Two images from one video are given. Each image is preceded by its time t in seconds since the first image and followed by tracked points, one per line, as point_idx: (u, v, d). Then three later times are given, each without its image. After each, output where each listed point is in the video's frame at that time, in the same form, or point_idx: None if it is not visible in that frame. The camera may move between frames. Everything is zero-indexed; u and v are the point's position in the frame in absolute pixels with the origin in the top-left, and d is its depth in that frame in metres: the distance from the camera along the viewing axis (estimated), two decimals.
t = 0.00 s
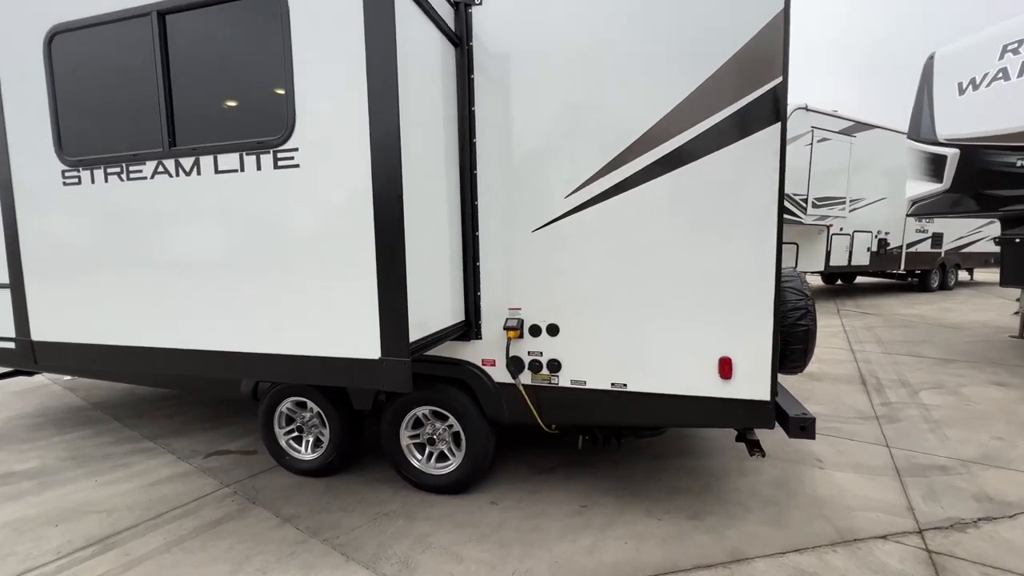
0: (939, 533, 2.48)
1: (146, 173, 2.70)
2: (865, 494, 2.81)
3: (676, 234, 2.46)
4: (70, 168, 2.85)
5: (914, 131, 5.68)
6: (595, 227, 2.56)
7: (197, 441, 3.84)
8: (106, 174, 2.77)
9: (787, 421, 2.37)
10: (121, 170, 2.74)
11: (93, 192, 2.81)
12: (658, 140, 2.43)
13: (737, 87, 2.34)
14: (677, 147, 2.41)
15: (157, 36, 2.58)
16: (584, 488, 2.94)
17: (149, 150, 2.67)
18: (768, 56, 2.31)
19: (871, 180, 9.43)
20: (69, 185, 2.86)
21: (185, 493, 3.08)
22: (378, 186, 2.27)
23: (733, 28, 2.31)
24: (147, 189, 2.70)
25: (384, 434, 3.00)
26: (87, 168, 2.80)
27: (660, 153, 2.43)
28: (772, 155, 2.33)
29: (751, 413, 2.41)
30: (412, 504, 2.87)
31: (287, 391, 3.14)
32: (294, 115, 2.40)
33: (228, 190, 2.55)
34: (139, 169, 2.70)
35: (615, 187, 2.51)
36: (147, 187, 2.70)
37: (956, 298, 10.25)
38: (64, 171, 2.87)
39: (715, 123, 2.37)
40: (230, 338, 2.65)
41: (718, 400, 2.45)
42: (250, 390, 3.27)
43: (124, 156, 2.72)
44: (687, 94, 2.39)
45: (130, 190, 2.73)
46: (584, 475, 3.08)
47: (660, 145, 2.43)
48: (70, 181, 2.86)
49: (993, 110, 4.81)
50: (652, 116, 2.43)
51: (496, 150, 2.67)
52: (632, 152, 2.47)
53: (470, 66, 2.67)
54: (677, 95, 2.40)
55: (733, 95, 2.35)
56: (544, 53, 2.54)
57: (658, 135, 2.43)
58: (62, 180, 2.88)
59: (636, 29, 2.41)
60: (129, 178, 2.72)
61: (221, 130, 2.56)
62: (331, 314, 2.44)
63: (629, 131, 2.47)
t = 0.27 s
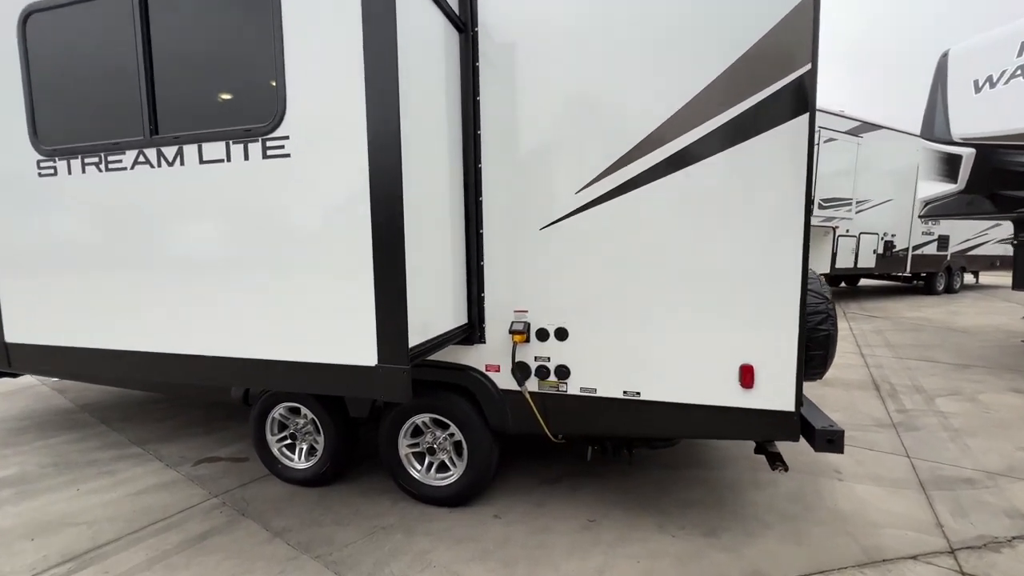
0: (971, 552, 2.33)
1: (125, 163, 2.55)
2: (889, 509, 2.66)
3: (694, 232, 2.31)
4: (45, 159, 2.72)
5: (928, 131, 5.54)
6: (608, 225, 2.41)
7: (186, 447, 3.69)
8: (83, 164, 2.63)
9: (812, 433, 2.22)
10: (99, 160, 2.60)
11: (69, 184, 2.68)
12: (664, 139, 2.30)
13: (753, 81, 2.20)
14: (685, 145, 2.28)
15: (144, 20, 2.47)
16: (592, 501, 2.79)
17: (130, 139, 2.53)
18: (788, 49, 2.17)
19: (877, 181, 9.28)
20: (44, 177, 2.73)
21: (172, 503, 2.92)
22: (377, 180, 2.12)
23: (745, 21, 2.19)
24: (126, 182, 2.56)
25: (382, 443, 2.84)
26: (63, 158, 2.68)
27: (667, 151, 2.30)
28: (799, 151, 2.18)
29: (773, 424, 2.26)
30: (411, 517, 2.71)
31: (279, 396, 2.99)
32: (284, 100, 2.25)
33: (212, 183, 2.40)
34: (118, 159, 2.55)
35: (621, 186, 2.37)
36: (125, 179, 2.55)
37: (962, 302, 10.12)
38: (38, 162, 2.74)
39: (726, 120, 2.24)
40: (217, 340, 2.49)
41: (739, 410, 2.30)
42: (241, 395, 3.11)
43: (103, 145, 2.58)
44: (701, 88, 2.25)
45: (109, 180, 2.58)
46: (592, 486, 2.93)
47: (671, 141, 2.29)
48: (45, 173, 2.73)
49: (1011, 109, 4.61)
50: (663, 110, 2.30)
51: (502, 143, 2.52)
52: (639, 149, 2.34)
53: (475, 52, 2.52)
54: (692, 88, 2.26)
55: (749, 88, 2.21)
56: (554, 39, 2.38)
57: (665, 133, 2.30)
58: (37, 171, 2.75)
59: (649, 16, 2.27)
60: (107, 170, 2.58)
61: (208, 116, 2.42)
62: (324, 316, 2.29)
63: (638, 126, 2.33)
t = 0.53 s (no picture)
0: None
1: (98, 162, 2.46)
2: (910, 531, 2.53)
3: (708, 239, 2.17)
4: (12, 158, 2.68)
5: (936, 133, 5.45)
6: (616, 231, 2.27)
7: (172, 459, 3.53)
8: (53, 162, 2.56)
9: (834, 453, 2.08)
10: (69, 159, 2.52)
11: (41, 183, 2.61)
12: (672, 143, 2.17)
13: (768, 81, 2.06)
14: (693, 149, 2.15)
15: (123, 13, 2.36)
16: (597, 520, 2.65)
17: (103, 136, 2.44)
18: (806, 46, 2.02)
19: (879, 184, 9.19)
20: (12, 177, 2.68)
21: (154, 521, 2.77)
22: (369, 182, 1.97)
23: (757, 18, 2.05)
24: (100, 181, 2.46)
25: (376, 458, 2.69)
26: (31, 156, 2.62)
27: (675, 156, 2.17)
28: (821, 155, 2.04)
29: (792, 444, 2.13)
30: (406, 538, 2.57)
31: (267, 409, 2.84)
32: (267, 96, 2.11)
33: (188, 183, 2.28)
34: (90, 157, 2.47)
35: (626, 192, 2.24)
36: (100, 178, 2.46)
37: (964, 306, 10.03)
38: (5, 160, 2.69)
39: (737, 123, 2.10)
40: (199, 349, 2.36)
41: (755, 428, 2.17)
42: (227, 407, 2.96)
43: (75, 142, 2.49)
44: (712, 88, 2.12)
45: (82, 180, 2.50)
46: (597, 504, 2.79)
47: (680, 144, 2.16)
48: (12, 172, 2.68)
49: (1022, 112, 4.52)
50: (671, 110, 2.16)
51: (503, 143, 2.38)
52: (647, 152, 2.20)
53: (476, 47, 2.37)
54: (703, 87, 2.12)
55: (768, 86, 2.07)
56: (559, 33, 2.24)
57: (671, 137, 2.17)
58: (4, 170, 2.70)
59: (658, 10, 2.14)
60: (79, 168, 2.50)
61: (186, 113, 2.30)
62: (313, 327, 2.14)
63: (646, 127, 2.20)
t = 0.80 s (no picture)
0: None
1: (75, 161, 2.39)
2: (923, 545, 2.45)
3: (715, 244, 2.08)
4: None
5: (938, 136, 5.40)
6: (618, 235, 2.19)
7: (159, 468, 3.42)
8: (28, 162, 2.50)
9: (847, 468, 2.00)
10: (45, 158, 2.46)
11: (17, 183, 2.54)
12: (677, 145, 2.09)
13: (777, 80, 1.98)
14: (699, 151, 2.07)
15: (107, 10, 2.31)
16: (599, 534, 2.56)
17: (81, 134, 2.37)
18: (817, 44, 1.94)
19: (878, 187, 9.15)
20: None
21: (137, 535, 2.67)
22: (361, 184, 1.87)
23: (767, 14, 1.97)
24: (78, 181, 2.39)
25: (370, 471, 2.59)
26: (4, 156, 2.57)
27: (680, 158, 2.08)
28: (834, 157, 1.96)
29: (803, 458, 2.04)
30: (400, 553, 2.47)
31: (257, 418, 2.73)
32: (252, 93, 2.03)
33: (168, 184, 2.20)
34: (67, 156, 2.40)
35: (629, 196, 2.16)
36: (78, 179, 2.38)
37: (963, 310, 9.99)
38: None
39: (745, 124, 2.02)
40: (182, 357, 2.27)
41: (765, 442, 2.08)
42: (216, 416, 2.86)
43: (52, 141, 2.44)
44: (720, 87, 2.03)
45: (59, 180, 2.43)
46: (599, 517, 2.70)
47: (686, 146, 2.08)
48: None
49: None
50: (675, 110, 2.08)
51: (502, 144, 2.29)
52: (651, 154, 2.12)
53: (474, 43, 2.29)
54: (709, 87, 2.04)
55: (777, 85, 1.98)
56: (560, 29, 2.16)
57: (676, 138, 2.09)
58: None
59: (662, 6, 2.05)
60: (55, 168, 2.44)
61: (170, 112, 2.23)
62: (301, 335, 2.05)
63: (649, 128, 2.11)
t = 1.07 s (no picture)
0: None
1: (62, 156, 2.36)
2: (926, 548, 2.41)
3: (716, 242, 2.05)
4: None
5: (935, 137, 5.39)
6: (617, 233, 2.15)
7: (151, 472, 3.37)
8: (15, 157, 2.46)
9: (852, 470, 1.96)
10: (32, 153, 2.42)
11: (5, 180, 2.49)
12: (677, 142, 2.05)
13: (778, 75, 1.95)
14: (700, 147, 2.03)
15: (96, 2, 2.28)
16: (598, 537, 2.52)
17: (68, 128, 2.33)
18: (819, 39, 1.91)
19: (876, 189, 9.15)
20: None
21: (128, 540, 2.61)
22: (355, 181, 1.83)
23: (767, 10, 1.94)
24: (68, 178, 2.35)
25: (365, 474, 2.55)
26: None
27: (681, 154, 2.05)
28: (836, 155, 1.93)
29: (806, 460, 2.01)
30: (396, 558, 2.43)
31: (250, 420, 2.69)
32: (243, 86, 1.99)
33: (158, 179, 2.16)
34: (55, 150, 2.36)
35: (629, 193, 2.12)
36: (68, 175, 2.35)
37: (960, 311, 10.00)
38: None
39: (746, 120, 1.99)
40: (174, 358, 2.23)
41: (768, 443, 2.04)
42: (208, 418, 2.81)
43: (38, 136, 2.40)
44: (720, 83, 2.00)
45: (46, 176, 2.40)
46: (598, 520, 2.66)
47: (686, 142, 2.04)
48: None
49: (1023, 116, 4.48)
50: (675, 106, 2.04)
51: (500, 141, 2.25)
52: (655, 147, 2.08)
53: (471, 38, 2.25)
54: (709, 82, 2.01)
55: (777, 81, 1.95)
56: (557, 26, 2.13)
57: (676, 134, 2.05)
58: None
59: None
60: (42, 163, 2.40)
61: (159, 105, 2.20)
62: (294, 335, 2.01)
63: (649, 124, 2.08)
